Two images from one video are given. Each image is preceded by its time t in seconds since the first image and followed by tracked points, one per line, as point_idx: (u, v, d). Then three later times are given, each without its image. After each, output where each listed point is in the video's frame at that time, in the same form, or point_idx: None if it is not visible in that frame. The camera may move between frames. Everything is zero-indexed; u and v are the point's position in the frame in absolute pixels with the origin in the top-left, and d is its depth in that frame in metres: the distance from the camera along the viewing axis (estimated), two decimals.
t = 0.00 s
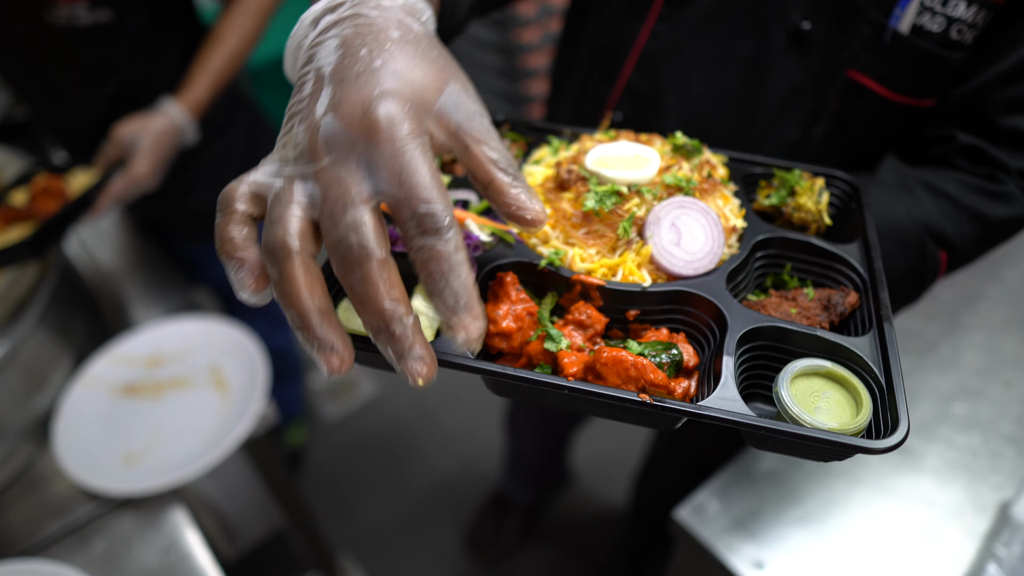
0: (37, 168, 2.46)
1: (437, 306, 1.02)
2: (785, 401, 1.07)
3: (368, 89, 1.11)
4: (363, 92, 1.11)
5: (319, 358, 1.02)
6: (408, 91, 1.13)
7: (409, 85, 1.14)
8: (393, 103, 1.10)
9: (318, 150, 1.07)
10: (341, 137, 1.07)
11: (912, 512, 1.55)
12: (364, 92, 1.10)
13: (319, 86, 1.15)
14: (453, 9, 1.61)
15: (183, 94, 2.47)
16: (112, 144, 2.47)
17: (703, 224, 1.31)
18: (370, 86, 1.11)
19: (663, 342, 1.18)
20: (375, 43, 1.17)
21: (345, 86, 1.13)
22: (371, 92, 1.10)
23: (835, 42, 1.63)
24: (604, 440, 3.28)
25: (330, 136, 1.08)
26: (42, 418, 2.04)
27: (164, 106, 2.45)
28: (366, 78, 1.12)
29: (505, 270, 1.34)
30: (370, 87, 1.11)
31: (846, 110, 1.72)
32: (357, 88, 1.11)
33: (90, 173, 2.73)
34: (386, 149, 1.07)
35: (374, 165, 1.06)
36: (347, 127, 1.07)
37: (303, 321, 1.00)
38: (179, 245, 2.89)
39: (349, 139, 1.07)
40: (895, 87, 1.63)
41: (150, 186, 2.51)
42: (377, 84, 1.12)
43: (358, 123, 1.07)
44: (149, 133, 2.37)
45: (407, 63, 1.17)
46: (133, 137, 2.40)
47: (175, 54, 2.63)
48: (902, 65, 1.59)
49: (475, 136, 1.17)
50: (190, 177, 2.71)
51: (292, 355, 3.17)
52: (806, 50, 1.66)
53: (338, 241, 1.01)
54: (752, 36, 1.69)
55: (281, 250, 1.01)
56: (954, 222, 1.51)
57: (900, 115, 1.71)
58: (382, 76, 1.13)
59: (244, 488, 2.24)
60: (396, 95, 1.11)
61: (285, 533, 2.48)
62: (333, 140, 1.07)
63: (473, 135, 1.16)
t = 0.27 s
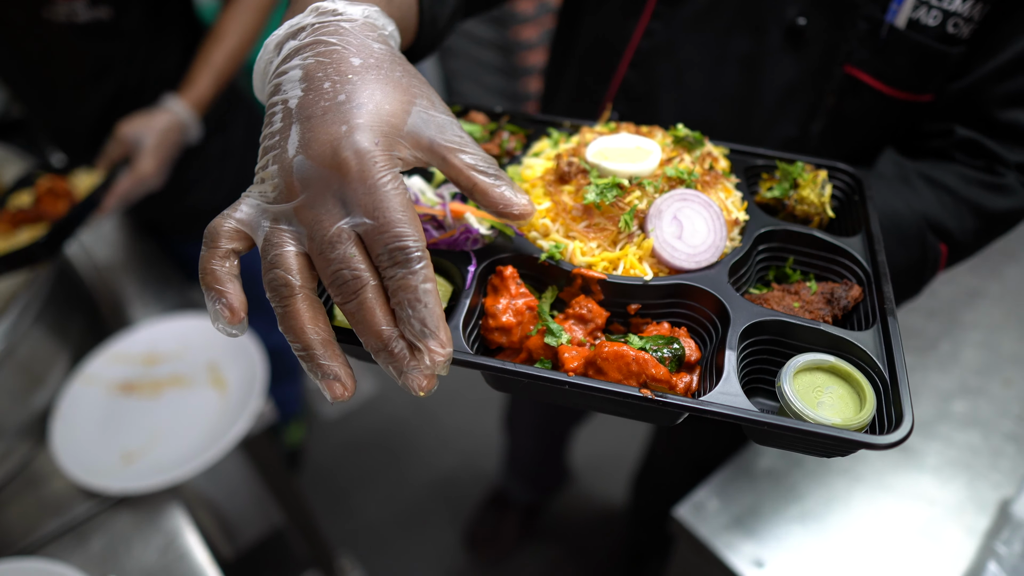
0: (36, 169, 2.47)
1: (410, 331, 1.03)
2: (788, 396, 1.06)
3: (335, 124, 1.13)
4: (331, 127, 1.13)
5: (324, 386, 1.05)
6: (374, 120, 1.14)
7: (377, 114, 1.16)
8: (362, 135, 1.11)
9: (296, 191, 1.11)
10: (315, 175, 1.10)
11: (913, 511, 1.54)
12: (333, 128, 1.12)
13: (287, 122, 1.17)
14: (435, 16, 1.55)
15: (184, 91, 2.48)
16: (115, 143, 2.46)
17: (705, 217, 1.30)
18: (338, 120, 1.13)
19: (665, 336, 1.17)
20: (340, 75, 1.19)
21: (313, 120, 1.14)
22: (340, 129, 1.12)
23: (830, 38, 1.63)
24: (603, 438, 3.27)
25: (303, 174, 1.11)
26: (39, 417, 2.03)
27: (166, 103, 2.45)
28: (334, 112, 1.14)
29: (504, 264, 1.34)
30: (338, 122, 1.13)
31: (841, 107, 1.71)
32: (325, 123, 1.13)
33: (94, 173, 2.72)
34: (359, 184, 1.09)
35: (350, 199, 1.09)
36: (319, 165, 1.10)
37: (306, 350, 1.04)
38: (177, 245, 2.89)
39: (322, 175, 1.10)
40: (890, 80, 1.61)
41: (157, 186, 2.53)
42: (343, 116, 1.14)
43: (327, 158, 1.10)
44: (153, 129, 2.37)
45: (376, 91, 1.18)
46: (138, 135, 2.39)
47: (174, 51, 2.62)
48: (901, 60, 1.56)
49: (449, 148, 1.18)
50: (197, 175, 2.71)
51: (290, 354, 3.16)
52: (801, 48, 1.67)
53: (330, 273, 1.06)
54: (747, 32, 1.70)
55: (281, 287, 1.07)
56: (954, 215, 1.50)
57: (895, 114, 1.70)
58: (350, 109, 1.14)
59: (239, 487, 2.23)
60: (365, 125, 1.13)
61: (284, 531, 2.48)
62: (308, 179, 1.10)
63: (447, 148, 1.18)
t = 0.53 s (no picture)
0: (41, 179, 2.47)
1: (404, 325, 1.04)
2: (780, 389, 1.07)
3: (327, 123, 1.13)
4: (324, 125, 1.13)
5: (318, 384, 1.04)
6: (367, 119, 1.15)
7: (369, 112, 1.16)
8: (355, 134, 1.12)
9: (289, 189, 1.11)
10: (308, 173, 1.11)
11: (915, 510, 1.55)
12: (325, 127, 1.13)
13: (281, 122, 1.17)
14: (432, 17, 1.56)
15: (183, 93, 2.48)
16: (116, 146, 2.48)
17: (696, 212, 1.30)
18: (331, 119, 1.14)
19: (656, 331, 1.17)
20: (332, 74, 1.19)
21: (305, 119, 1.15)
22: (332, 128, 1.12)
23: (821, 35, 1.63)
24: (603, 438, 3.28)
25: (296, 172, 1.11)
26: (39, 417, 2.04)
27: (169, 107, 2.45)
28: (326, 110, 1.15)
29: (497, 260, 1.34)
30: (331, 120, 1.13)
31: (835, 102, 1.72)
32: (317, 122, 1.14)
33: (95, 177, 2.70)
34: (353, 181, 1.09)
35: (343, 196, 1.09)
36: (313, 163, 1.11)
37: (302, 346, 1.04)
38: (177, 247, 2.90)
39: (315, 173, 1.11)
40: (882, 75, 1.61)
41: (158, 189, 2.54)
42: (336, 115, 1.14)
43: (320, 156, 1.11)
44: (154, 133, 2.38)
45: (367, 90, 1.18)
46: (138, 138, 2.40)
47: (176, 53, 2.63)
48: (892, 54, 1.57)
49: (442, 146, 1.20)
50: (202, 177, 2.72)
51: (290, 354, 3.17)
52: (793, 43, 1.67)
53: (323, 269, 1.06)
54: (742, 30, 1.71)
55: (277, 285, 1.07)
56: (949, 212, 1.51)
57: (889, 110, 1.71)
58: (342, 108, 1.15)
59: (239, 487, 2.24)
60: (357, 123, 1.14)
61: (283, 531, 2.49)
62: (301, 177, 1.11)
63: (439, 146, 1.20)
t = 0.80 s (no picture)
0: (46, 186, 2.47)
1: (406, 322, 1.05)
2: (783, 396, 1.08)
3: (341, 125, 1.15)
4: (338, 127, 1.15)
5: (319, 380, 1.05)
6: (379, 121, 1.17)
7: (382, 114, 1.18)
8: (368, 136, 1.14)
9: (303, 189, 1.13)
10: (322, 174, 1.12)
11: (917, 514, 1.56)
12: (338, 129, 1.15)
13: (295, 126, 1.19)
14: (437, 22, 1.55)
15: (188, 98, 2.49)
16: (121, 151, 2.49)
17: (698, 221, 1.32)
18: (344, 121, 1.16)
19: (660, 338, 1.19)
20: (345, 78, 1.21)
21: (319, 121, 1.17)
22: (345, 129, 1.15)
23: (818, 38, 1.65)
24: (606, 440, 3.30)
25: (310, 172, 1.13)
26: (43, 419, 2.06)
27: (172, 111, 2.45)
28: (340, 113, 1.17)
29: (503, 269, 1.36)
30: (344, 122, 1.15)
31: (832, 105, 1.71)
32: (330, 125, 1.16)
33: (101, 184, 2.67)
34: (365, 182, 1.11)
35: (355, 196, 1.11)
36: (326, 164, 1.12)
37: (308, 343, 1.06)
38: (179, 250, 2.92)
39: (328, 174, 1.12)
40: (879, 79, 1.63)
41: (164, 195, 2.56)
42: (350, 116, 1.16)
43: (333, 157, 1.13)
44: (160, 138, 2.38)
45: (380, 92, 1.20)
46: (144, 145, 2.40)
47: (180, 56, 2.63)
48: (887, 58, 1.58)
49: (453, 145, 1.21)
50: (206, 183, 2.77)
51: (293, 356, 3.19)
52: (790, 48, 1.69)
53: (333, 267, 1.09)
54: (742, 34, 1.72)
55: (290, 282, 1.09)
56: (945, 217, 1.53)
57: (887, 111, 1.72)
58: (355, 111, 1.17)
59: (243, 490, 2.25)
60: (369, 126, 1.16)
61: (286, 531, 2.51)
62: (314, 176, 1.13)
63: (450, 145, 1.21)
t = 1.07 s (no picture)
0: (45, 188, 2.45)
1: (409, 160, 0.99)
2: (789, 402, 1.09)
3: None
4: None
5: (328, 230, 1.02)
6: None
7: None
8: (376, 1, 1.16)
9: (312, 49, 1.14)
10: (331, 34, 1.14)
11: (916, 514, 1.58)
12: None
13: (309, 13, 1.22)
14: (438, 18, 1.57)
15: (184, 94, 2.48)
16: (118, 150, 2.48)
17: (703, 226, 1.32)
18: None
19: (667, 345, 1.20)
20: None
21: None
22: None
23: (819, 37, 1.65)
24: (606, 439, 3.31)
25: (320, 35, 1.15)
26: (42, 417, 2.05)
27: (170, 107, 2.45)
28: None
29: (510, 275, 1.37)
30: None
31: (834, 104, 1.72)
32: None
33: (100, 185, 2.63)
34: (370, 31, 1.11)
35: (359, 45, 1.10)
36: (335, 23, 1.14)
37: (308, 193, 1.01)
38: (178, 249, 2.91)
39: (337, 32, 1.13)
40: (882, 78, 1.63)
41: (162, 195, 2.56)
42: None
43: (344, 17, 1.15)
44: (157, 135, 2.38)
45: None
46: (141, 142, 2.38)
47: (177, 52, 2.61)
48: (891, 58, 1.59)
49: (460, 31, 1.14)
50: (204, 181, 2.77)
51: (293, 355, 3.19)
52: (792, 47, 1.69)
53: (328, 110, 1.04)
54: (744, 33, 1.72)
55: (284, 134, 1.05)
56: (947, 218, 1.53)
57: (888, 111, 1.73)
58: None
59: (242, 490, 2.25)
60: None
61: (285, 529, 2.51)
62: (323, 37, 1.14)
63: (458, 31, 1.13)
